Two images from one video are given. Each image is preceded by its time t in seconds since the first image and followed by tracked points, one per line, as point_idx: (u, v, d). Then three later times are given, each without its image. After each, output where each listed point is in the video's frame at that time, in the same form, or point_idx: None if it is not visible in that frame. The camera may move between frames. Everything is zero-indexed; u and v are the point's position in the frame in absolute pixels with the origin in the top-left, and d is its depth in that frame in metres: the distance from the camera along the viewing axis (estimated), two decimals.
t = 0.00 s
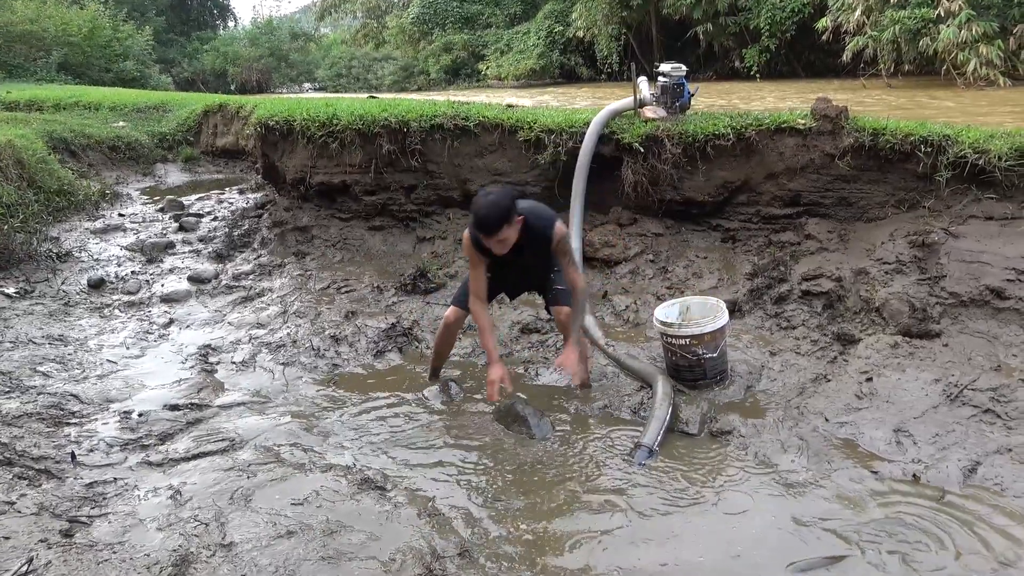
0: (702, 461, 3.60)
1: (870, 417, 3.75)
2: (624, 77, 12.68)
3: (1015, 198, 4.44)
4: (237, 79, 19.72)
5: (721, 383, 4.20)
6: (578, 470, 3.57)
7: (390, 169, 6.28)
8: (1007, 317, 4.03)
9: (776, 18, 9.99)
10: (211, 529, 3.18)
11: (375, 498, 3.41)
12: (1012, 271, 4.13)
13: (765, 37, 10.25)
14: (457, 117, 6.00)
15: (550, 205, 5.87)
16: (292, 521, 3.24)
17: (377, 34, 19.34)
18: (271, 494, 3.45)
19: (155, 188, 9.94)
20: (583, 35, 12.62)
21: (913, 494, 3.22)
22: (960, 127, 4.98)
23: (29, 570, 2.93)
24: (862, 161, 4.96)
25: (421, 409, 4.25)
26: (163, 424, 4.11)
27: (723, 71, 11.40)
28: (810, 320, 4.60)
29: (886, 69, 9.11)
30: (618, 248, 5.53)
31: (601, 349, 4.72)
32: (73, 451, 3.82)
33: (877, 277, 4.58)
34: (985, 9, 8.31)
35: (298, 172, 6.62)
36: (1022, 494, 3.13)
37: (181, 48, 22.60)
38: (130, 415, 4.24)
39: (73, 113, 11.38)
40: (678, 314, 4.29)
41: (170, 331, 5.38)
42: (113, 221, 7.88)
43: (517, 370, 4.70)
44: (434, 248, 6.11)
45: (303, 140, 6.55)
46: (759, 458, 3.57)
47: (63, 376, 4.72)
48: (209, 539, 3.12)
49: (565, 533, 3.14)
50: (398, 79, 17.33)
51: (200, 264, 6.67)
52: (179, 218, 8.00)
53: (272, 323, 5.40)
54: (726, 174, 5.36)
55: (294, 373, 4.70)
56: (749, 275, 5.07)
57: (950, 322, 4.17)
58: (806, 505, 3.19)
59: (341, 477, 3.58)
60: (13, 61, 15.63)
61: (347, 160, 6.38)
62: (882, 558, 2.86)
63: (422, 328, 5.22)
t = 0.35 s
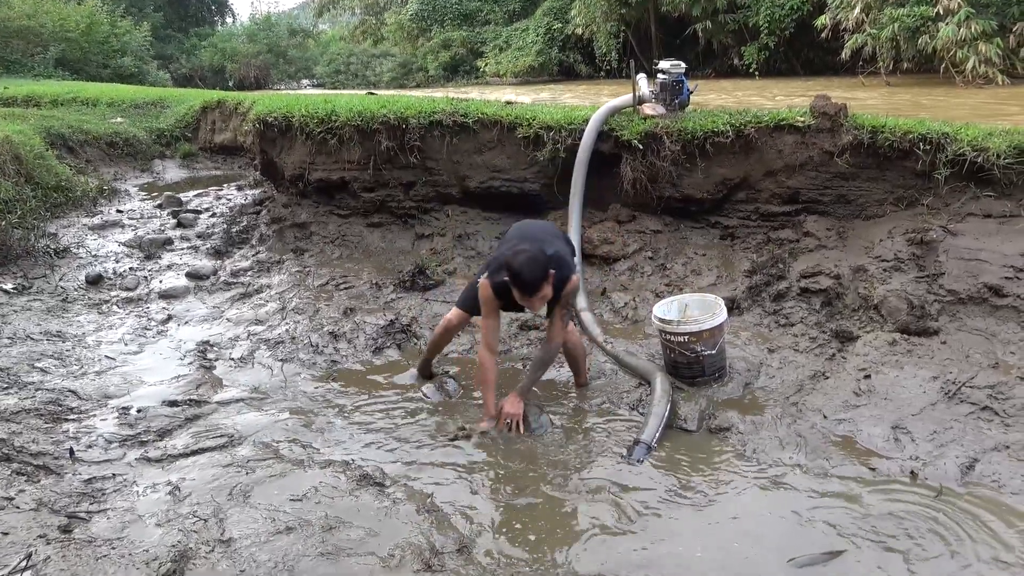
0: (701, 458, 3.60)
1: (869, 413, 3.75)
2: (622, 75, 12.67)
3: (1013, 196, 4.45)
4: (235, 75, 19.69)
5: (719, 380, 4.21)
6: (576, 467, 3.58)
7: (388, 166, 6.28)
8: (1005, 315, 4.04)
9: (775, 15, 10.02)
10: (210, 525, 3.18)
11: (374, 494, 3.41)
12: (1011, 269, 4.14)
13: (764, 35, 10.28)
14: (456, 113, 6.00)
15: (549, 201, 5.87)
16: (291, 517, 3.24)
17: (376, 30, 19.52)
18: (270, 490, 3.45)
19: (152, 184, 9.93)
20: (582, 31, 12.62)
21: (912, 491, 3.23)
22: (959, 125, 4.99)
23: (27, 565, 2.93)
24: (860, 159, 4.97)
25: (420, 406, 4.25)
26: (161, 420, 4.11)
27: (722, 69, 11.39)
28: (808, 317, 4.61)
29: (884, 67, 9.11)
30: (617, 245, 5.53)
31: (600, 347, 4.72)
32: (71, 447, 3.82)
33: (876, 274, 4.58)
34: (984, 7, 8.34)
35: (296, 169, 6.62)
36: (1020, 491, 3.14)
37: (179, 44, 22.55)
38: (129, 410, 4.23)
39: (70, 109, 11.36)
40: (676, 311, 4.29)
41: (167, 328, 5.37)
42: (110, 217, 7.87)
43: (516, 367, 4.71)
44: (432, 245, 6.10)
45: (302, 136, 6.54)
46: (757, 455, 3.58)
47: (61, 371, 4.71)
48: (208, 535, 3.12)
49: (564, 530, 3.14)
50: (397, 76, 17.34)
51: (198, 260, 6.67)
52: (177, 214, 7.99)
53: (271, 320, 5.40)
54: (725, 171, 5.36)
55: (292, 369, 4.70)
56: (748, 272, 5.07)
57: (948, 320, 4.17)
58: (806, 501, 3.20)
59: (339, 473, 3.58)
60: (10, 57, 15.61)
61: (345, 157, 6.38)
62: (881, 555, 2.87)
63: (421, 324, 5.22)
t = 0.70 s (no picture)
0: (700, 449, 3.61)
1: (867, 405, 3.76)
2: (621, 66, 12.64)
3: (1012, 187, 4.45)
4: (232, 67, 19.61)
5: (718, 371, 4.21)
6: (577, 458, 3.58)
7: (387, 158, 6.27)
8: (1003, 306, 4.05)
9: (774, 7, 10.02)
10: (210, 517, 3.19)
11: (373, 486, 3.42)
12: (1009, 260, 4.14)
13: (762, 26, 10.26)
14: (454, 105, 5.99)
15: (548, 194, 5.86)
16: (290, 509, 3.25)
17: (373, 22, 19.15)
18: (269, 482, 3.46)
19: (149, 177, 9.90)
20: (581, 23, 12.59)
21: (909, 481, 3.23)
22: (958, 116, 4.99)
23: (27, 558, 2.94)
24: (859, 150, 4.96)
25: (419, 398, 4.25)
26: (160, 413, 4.11)
27: (720, 61, 11.33)
28: (807, 309, 4.61)
29: (883, 59, 9.10)
30: (615, 238, 5.52)
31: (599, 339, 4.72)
32: (70, 440, 3.82)
33: (874, 266, 4.58)
34: None
35: (294, 161, 6.60)
36: (1017, 481, 3.15)
37: (175, 36, 22.46)
38: (128, 403, 4.23)
39: (67, 101, 11.32)
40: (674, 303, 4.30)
41: (166, 321, 5.37)
42: (108, 210, 7.85)
43: (515, 359, 4.71)
44: (430, 237, 6.09)
45: (299, 128, 6.52)
46: (755, 447, 3.59)
47: (59, 364, 4.71)
48: (208, 527, 3.13)
49: (565, 521, 3.15)
50: (394, 68, 17.30)
51: (196, 253, 6.65)
52: (175, 207, 7.96)
53: (269, 312, 5.40)
54: (723, 163, 5.35)
55: (291, 362, 4.70)
56: (746, 264, 5.07)
57: (946, 311, 4.18)
58: (803, 492, 3.21)
59: (338, 465, 3.58)
60: (6, 50, 15.53)
61: (343, 149, 6.37)
62: (880, 545, 2.88)
63: (420, 317, 5.21)
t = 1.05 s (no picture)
0: (692, 436, 3.62)
1: (858, 391, 3.78)
2: (613, 55, 12.60)
3: (1001, 174, 4.47)
4: (221, 58, 19.46)
5: (710, 359, 4.22)
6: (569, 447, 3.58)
7: (378, 148, 6.24)
8: (992, 293, 4.07)
9: None
10: (203, 508, 3.19)
11: (366, 476, 3.42)
12: (998, 247, 4.17)
13: (754, 15, 10.26)
14: (445, 95, 5.96)
15: (540, 183, 5.85)
16: (284, 499, 3.25)
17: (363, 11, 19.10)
18: (262, 472, 3.46)
19: (139, 168, 9.83)
20: (572, 12, 12.53)
21: (899, 466, 3.26)
22: (948, 104, 5.00)
23: (19, 550, 2.93)
24: (850, 138, 4.97)
25: (411, 388, 4.24)
26: (152, 404, 4.10)
27: (712, 49, 11.34)
28: (798, 297, 4.63)
29: (874, 47, 9.10)
30: (608, 227, 5.52)
31: (591, 329, 4.72)
32: (62, 432, 3.81)
33: (865, 253, 4.59)
34: None
35: (285, 152, 6.57)
36: (1005, 465, 3.19)
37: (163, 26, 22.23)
38: (119, 395, 4.22)
39: (54, 92, 11.22)
40: (667, 291, 4.31)
41: (157, 312, 5.34)
42: (98, 202, 7.80)
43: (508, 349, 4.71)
44: (422, 227, 6.07)
45: (290, 119, 6.49)
46: (747, 433, 3.60)
47: (50, 357, 4.69)
48: (201, 517, 3.13)
49: (558, 508, 3.16)
50: (385, 58, 17.18)
51: (187, 244, 6.62)
52: (165, 198, 7.92)
53: (261, 304, 5.38)
54: (715, 152, 5.35)
55: (283, 352, 4.69)
56: (738, 253, 5.07)
57: (936, 298, 4.20)
58: (794, 477, 3.23)
59: (332, 455, 3.58)
60: None
61: (334, 139, 6.34)
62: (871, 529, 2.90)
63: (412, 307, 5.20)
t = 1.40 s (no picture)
0: (678, 421, 3.65)
1: (842, 375, 3.82)
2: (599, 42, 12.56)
3: (984, 159, 4.51)
4: (203, 46, 19.21)
5: (696, 345, 4.25)
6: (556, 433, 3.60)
7: (363, 136, 6.21)
8: (974, 277, 4.12)
9: None
10: (191, 499, 3.18)
11: (354, 464, 3.43)
12: (980, 232, 4.22)
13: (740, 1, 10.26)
14: (431, 82, 5.93)
15: (526, 171, 5.84)
16: (272, 489, 3.24)
17: None
18: (250, 462, 3.45)
19: (122, 158, 9.72)
20: None
21: (883, 449, 3.30)
22: (932, 89, 5.03)
23: (5, 543, 2.92)
24: (835, 124, 4.99)
25: (398, 377, 4.24)
26: (138, 395, 4.08)
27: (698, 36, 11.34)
28: (783, 282, 4.66)
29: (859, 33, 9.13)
30: (594, 214, 5.52)
31: (579, 317, 4.73)
32: (46, 424, 3.78)
33: (850, 239, 4.63)
34: None
35: (269, 140, 6.52)
36: (987, 447, 3.23)
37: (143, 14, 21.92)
38: (105, 387, 4.19)
39: (33, 81, 11.05)
40: (654, 278, 4.32)
41: (142, 304, 5.30)
42: (80, 193, 7.71)
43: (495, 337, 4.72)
44: (409, 216, 6.05)
45: (274, 107, 6.42)
46: (733, 417, 3.63)
47: (33, 349, 4.65)
48: (189, 508, 3.12)
49: (547, 494, 3.18)
50: (370, 46, 17.03)
51: (171, 235, 6.57)
52: (148, 188, 7.84)
53: (247, 294, 5.35)
54: (701, 138, 5.36)
55: (270, 342, 4.67)
56: (724, 239, 5.08)
57: (920, 283, 4.24)
58: (780, 461, 3.26)
59: (319, 444, 3.58)
60: None
61: (319, 128, 6.29)
62: (855, 509, 2.95)
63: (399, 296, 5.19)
